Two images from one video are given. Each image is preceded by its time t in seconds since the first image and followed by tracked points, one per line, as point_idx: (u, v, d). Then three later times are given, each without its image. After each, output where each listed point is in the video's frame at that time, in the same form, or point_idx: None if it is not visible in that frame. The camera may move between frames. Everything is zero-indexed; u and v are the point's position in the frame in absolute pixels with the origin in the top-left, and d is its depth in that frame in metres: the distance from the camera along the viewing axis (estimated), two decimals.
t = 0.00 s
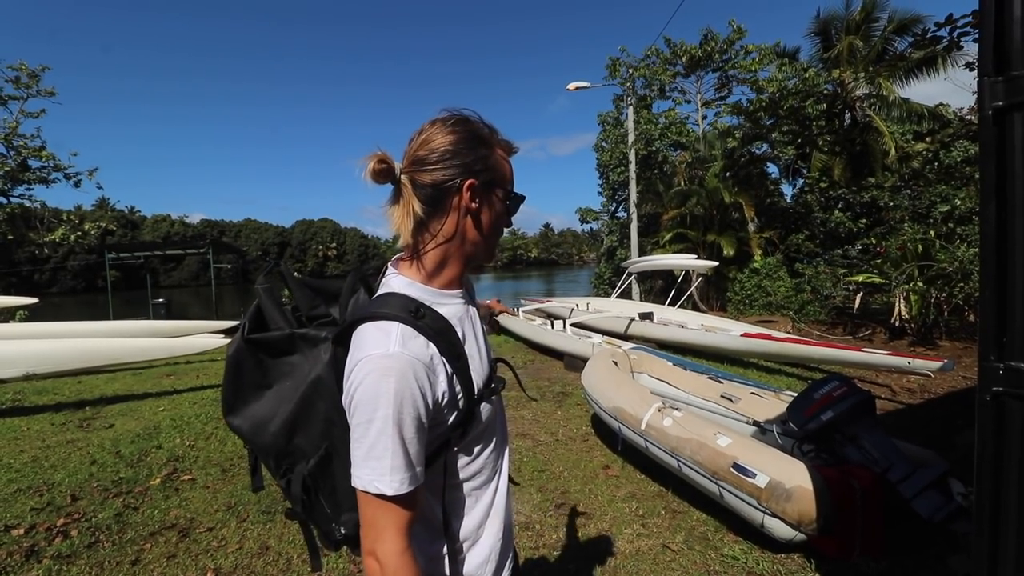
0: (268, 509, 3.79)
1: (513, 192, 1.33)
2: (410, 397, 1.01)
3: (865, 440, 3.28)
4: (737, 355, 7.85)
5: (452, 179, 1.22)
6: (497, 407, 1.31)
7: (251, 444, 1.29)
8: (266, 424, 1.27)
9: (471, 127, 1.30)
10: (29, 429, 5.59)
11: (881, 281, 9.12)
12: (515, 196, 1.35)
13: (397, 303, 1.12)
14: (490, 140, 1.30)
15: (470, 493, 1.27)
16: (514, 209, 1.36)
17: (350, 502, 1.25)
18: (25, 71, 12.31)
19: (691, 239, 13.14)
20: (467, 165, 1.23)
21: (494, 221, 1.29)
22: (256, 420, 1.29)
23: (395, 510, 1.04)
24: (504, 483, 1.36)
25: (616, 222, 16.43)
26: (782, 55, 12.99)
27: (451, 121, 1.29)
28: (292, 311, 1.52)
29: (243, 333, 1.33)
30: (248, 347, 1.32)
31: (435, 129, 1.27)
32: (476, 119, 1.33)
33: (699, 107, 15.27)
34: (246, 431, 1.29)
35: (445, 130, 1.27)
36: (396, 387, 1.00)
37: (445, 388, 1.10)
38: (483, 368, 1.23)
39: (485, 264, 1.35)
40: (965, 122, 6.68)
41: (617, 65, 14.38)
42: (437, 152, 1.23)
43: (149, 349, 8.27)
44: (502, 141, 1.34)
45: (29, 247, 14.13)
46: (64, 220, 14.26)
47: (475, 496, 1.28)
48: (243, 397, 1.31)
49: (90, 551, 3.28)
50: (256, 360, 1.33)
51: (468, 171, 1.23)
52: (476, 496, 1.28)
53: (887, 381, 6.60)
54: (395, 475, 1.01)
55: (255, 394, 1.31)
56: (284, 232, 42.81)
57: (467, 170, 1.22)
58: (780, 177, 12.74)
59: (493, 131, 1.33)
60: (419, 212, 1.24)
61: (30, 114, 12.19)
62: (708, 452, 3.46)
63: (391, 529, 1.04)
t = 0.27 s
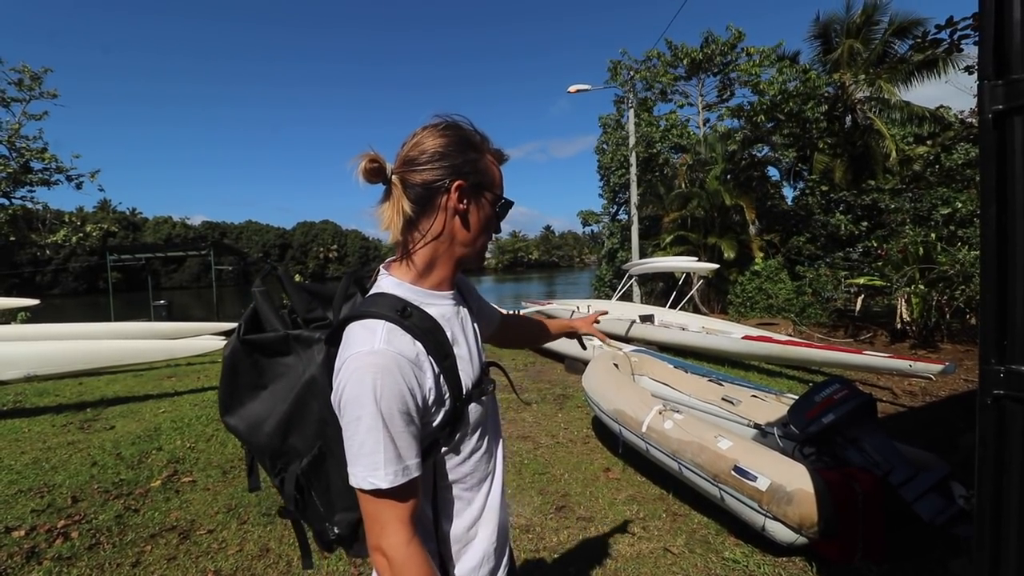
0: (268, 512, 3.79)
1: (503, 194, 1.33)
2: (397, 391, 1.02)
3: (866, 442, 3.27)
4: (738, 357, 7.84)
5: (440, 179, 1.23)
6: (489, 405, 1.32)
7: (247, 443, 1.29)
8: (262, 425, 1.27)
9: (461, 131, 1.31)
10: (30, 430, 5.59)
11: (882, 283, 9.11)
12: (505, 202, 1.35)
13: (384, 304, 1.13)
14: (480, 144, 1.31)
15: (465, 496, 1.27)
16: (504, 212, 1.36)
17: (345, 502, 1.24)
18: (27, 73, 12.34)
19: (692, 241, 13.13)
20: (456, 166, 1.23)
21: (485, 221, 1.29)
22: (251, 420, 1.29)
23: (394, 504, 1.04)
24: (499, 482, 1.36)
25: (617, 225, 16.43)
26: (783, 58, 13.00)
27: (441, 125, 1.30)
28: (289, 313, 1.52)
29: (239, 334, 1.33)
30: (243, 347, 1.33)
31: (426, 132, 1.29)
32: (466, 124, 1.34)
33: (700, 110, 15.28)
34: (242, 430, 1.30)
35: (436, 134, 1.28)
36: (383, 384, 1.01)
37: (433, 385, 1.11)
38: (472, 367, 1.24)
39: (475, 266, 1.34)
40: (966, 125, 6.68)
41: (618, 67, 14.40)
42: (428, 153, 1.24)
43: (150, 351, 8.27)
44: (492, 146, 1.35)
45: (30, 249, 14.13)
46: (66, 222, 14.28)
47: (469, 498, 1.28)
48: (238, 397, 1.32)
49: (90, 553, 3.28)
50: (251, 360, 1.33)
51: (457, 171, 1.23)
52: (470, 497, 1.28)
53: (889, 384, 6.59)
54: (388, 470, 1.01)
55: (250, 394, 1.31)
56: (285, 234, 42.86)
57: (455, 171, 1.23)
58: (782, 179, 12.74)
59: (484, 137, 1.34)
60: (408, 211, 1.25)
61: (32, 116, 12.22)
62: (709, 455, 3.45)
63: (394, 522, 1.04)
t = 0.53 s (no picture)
0: (268, 513, 3.79)
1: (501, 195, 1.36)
2: (386, 389, 1.02)
3: (867, 445, 3.28)
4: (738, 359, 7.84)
5: (445, 185, 1.23)
6: (486, 406, 1.32)
7: (252, 437, 1.30)
8: (266, 419, 1.28)
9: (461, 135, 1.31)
10: (30, 431, 5.59)
11: (883, 286, 9.11)
12: (502, 203, 1.37)
13: (379, 304, 1.14)
14: (480, 147, 1.32)
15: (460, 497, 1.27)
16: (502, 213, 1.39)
17: (342, 499, 1.23)
18: (29, 75, 12.37)
19: (693, 243, 13.13)
20: (461, 172, 1.25)
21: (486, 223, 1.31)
22: (255, 414, 1.30)
23: (380, 501, 1.04)
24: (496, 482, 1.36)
25: (618, 227, 16.44)
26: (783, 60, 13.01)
27: (442, 129, 1.30)
28: (296, 313, 1.53)
29: (245, 330, 1.34)
30: (250, 343, 1.34)
31: (427, 135, 1.28)
32: (465, 127, 1.34)
33: (701, 112, 15.29)
34: (247, 425, 1.31)
35: (439, 138, 1.28)
36: (374, 381, 1.01)
37: (425, 384, 1.11)
38: (468, 367, 1.24)
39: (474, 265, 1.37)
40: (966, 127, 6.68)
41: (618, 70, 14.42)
42: (433, 157, 1.24)
43: (150, 352, 8.27)
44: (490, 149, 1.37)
45: (32, 251, 14.15)
46: (67, 223, 14.30)
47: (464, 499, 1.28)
48: (245, 392, 1.33)
49: (90, 555, 3.28)
50: (257, 356, 1.34)
51: (462, 177, 1.25)
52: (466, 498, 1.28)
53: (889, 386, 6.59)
54: (376, 466, 1.01)
55: (255, 389, 1.32)
56: (286, 235, 42.90)
57: (461, 176, 1.24)
58: (782, 182, 12.75)
59: (482, 140, 1.35)
60: (414, 216, 1.25)
61: (34, 118, 12.25)
62: (709, 457, 3.45)
63: (380, 518, 1.04)
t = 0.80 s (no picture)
0: (269, 514, 3.79)
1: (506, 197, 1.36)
2: (391, 388, 1.02)
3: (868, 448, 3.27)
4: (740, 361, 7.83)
5: (451, 188, 1.24)
6: (492, 407, 1.32)
7: (259, 437, 1.31)
8: (273, 419, 1.28)
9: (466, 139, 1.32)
10: (32, 431, 5.61)
11: (885, 288, 9.10)
12: (506, 206, 1.38)
13: (387, 302, 1.15)
14: (485, 150, 1.32)
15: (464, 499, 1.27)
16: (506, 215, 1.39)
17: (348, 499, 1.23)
18: (33, 76, 12.42)
19: (695, 245, 13.13)
20: (467, 174, 1.25)
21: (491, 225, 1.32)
22: (263, 414, 1.30)
23: (374, 500, 1.04)
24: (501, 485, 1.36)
25: (619, 228, 16.44)
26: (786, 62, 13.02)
27: (447, 133, 1.31)
28: (304, 314, 1.54)
29: (253, 331, 1.35)
30: (257, 343, 1.34)
31: (433, 138, 1.29)
32: (470, 131, 1.35)
33: (703, 114, 15.30)
34: (255, 424, 1.31)
35: (444, 141, 1.28)
36: (379, 380, 1.02)
37: (430, 384, 1.12)
38: (473, 368, 1.25)
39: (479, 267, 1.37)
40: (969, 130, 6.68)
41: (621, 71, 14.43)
42: (440, 160, 1.24)
43: (152, 353, 8.28)
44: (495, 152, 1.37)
45: (35, 251, 14.19)
46: (70, 224, 14.35)
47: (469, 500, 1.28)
48: (252, 392, 1.33)
49: (92, 555, 3.28)
50: (264, 356, 1.34)
51: (468, 179, 1.25)
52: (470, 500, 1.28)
53: (892, 389, 6.58)
54: (374, 464, 1.01)
55: (263, 389, 1.32)
56: (288, 236, 42.97)
57: (466, 179, 1.25)
58: (784, 184, 12.75)
59: (486, 144, 1.36)
60: (420, 218, 1.26)
61: (38, 119, 12.30)
62: (710, 459, 3.45)
63: (370, 516, 1.04)
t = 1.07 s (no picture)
0: (269, 512, 3.80)
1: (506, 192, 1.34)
2: (389, 382, 1.03)
3: (867, 445, 3.28)
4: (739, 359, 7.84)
5: (444, 182, 1.24)
6: (493, 404, 1.33)
7: (264, 433, 1.31)
8: (278, 415, 1.29)
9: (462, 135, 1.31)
10: (32, 430, 5.61)
11: (884, 285, 9.11)
12: (508, 201, 1.36)
13: (386, 298, 1.15)
14: (480, 145, 1.31)
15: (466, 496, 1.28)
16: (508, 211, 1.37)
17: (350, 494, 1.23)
18: (31, 75, 12.39)
19: (694, 243, 13.13)
20: (457, 169, 1.25)
21: (489, 221, 1.30)
22: (268, 409, 1.30)
23: (373, 493, 1.05)
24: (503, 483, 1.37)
25: (619, 226, 16.44)
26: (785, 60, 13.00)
27: (443, 130, 1.31)
28: (309, 312, 1.54)
29: (259, 327, 1.36)
30: (263, 339, 1.35)
31: (428, 136, 1.30)
32: (466, 127, 1.34)
33: (703, 111, 15.29)
34: (260, 419, 1.31)
35: (438, 137, 1.29)
36: (378, 375, 1.03)
37: (428, 379, 1.12)
38: (473, 364, 1.25)
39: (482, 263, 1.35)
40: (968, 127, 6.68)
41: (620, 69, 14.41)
42: (431, 157, 1.25)
43: (152, 352, 8.28)
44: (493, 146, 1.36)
45: (33, 250, 14.17)
46: (68, 223, 14.33)
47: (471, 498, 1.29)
48: (257, 387, 1.33)
49: (92, 553, 3.29)
50: (269, 352, 1.35)
51: (458, 174, 1.24)
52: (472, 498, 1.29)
53: (890, 386, 6.59)
54: (372, 457, 1.02)
55: (268, 385, 1.32)
56: (287, 235, 42.92)
57: (457, 173, 1.24)
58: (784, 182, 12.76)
59: (484, 139, 1.35)
60: (414, 215, 1.27)
61: (36, 117, 12.27)
62: (709, 456, 3.46)
63: (370, 509, 1.05)
